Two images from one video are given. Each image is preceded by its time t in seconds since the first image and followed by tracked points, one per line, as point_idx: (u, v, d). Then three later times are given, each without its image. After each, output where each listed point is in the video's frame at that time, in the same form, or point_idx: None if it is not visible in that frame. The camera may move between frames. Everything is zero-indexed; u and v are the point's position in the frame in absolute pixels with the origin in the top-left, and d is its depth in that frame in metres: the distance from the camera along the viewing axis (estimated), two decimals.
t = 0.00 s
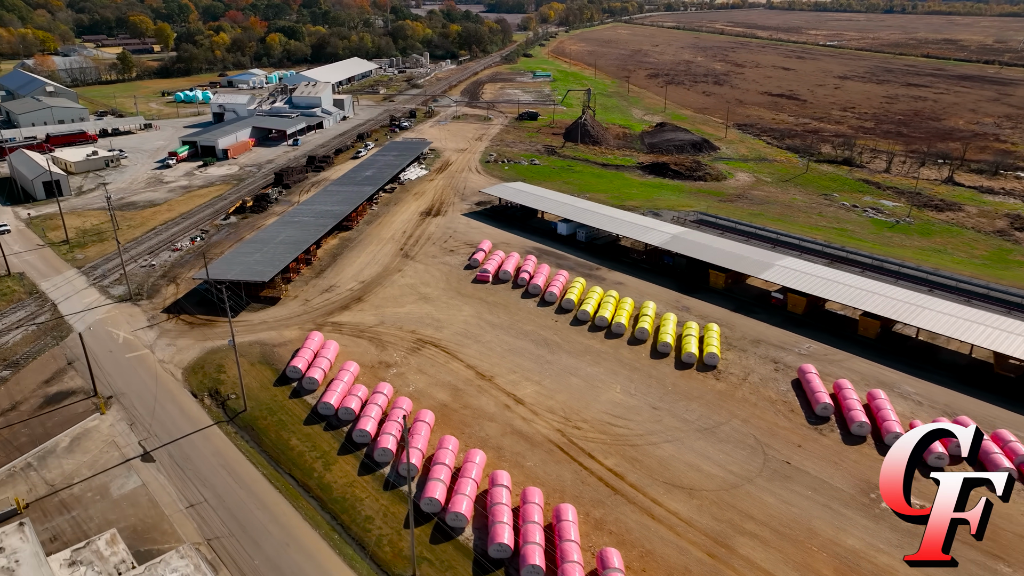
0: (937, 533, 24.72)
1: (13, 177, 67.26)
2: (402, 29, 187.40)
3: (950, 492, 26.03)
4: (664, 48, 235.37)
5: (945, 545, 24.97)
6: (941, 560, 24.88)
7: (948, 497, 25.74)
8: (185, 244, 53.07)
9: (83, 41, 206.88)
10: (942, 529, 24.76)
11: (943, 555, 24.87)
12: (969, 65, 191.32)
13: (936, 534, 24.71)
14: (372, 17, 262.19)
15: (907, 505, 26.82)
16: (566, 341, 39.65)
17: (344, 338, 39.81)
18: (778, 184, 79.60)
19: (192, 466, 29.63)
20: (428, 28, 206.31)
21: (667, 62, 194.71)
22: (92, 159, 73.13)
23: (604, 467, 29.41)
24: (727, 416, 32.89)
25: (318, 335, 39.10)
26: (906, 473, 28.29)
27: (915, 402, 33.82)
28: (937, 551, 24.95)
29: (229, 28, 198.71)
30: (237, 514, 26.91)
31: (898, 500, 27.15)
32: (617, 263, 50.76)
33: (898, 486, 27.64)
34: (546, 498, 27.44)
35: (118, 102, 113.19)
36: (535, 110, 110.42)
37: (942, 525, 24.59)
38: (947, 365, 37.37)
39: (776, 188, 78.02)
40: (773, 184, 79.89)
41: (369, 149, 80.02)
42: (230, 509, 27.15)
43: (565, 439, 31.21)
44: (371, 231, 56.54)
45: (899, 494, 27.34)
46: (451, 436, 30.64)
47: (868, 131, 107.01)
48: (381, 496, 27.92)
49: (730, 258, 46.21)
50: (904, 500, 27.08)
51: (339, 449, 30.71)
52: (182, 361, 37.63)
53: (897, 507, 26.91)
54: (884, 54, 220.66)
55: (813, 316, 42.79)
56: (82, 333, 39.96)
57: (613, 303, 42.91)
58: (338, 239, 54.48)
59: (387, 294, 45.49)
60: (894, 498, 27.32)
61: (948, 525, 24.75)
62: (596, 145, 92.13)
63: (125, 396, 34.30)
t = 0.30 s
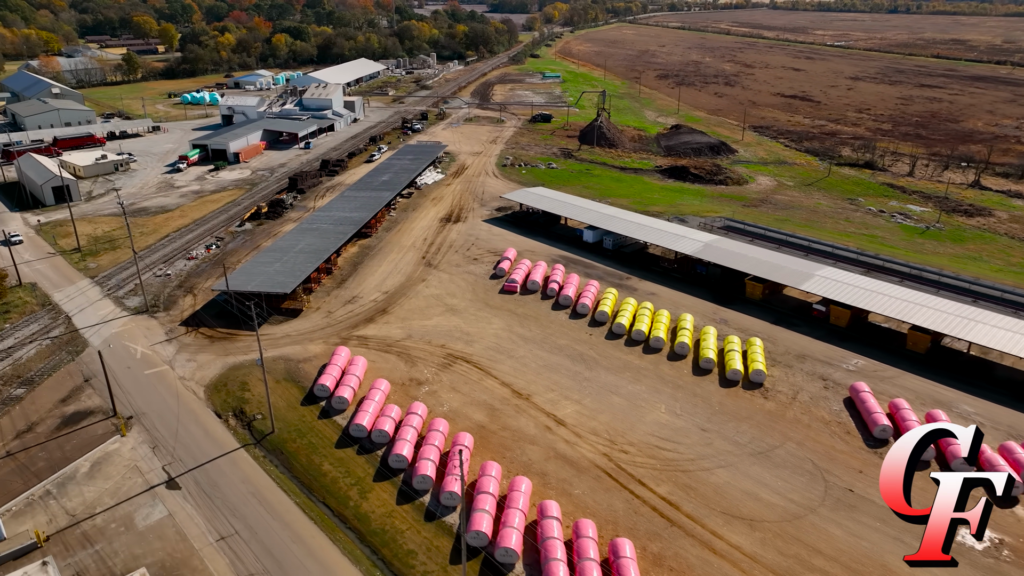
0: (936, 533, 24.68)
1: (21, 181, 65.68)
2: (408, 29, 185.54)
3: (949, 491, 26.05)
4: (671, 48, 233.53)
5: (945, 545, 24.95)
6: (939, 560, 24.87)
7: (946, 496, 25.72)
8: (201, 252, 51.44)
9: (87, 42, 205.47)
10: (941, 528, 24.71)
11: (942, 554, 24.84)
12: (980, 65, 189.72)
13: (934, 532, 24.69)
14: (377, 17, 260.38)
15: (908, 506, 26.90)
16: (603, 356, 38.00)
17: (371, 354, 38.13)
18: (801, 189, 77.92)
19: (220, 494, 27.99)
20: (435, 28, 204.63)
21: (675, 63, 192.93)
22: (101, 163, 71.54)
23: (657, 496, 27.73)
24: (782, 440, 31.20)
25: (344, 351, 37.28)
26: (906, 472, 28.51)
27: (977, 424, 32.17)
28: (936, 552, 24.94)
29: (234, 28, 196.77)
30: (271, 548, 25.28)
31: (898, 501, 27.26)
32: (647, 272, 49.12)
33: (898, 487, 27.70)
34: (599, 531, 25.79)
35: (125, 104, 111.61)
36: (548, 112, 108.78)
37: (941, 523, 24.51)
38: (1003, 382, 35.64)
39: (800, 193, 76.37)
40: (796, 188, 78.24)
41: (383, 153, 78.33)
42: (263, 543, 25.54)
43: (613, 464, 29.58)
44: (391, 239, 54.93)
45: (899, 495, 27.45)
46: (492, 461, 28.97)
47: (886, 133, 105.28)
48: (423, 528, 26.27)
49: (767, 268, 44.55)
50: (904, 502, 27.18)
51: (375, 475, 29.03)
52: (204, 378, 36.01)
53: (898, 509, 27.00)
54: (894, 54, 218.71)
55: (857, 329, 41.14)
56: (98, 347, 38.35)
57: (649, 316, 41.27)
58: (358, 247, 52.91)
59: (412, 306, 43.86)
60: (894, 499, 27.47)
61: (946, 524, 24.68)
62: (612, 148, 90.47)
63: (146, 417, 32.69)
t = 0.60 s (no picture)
0: (936, 533, 24.35)
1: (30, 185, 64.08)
2: (415, 29, 183.81)
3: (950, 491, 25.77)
4: (678, 48, 231.73)
5: (945, 545, 24.69)
6: (939, 560, 24.63)
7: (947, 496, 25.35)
8: (217, 260, 49.82)
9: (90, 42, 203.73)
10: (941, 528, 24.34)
11: (942, 554, 24.60)
12: (992, 66, 187.70)
13: (934, 533, 24.33)
14: (381, 17, 258.60)
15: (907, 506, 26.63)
16: (644, 372, 36.40)
17: (401, 370, 36.47)
18: (825, 192, 76.24)
19: (253, 524, 26.34)
20: (441, 28, 202.96)
21: (684, 63, 190.94)
22: (111, 167, 69.95)
23: (718, 526, 26.08)
24: (843, 464, 29.52)
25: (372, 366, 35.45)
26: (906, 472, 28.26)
27: None
28: (937, 551, 24.68)
29: (239, 28, 195.03)
30: None
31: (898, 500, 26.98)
32: (680, 281, 47.48)
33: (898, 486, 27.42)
34: (659, 566, 24.15)
35: (132, 105, 109.99)
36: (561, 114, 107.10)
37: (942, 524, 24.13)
38: None
39: (824, 197, 74.70)
40: (820, 192, 76.56)
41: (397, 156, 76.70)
42: None
43: (666, 491, 27.94)
44: (412, 246, 53.29)
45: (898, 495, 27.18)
46: (538, 488, 27.33)
47: (905, 135, 103.55)
48: (471, 562, 24.63)
49: (808, 278, 42.89)
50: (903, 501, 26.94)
51: (416, 503, 27.38)
52: (229, 396, 34.37)
53: (898, 508, 26.69)
54: (903, 54, 216.84)
55: (906, 342, 39.45)
56: (116, 363, 36.72)
57: (688, 328, 39.59)
58: (379, 255, 51.29)
59: (440, 318, 42.23)
60: (893, 498, 27.20)
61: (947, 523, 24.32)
62: (629, 150, 88.85)
63: (170, 438, 31.05)
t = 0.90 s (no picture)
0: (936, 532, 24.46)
1: (39, 190, 62.50)
2: (422, 29, 182.10)
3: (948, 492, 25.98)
4: (686, 48, 230.05)
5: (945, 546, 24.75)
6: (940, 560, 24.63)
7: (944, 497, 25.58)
8: (235, 268, 48.20)
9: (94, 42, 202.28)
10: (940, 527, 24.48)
11: (943, 554, 24.62)
12: (1005, 66, 185.91)
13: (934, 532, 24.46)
14: (386, 17, 257.00)
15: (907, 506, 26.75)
16: (689, 390, 34.79)
17: (435, 386, 34.83)
18: (850, 196, 74.60)
19: (289, 558, 24.71)
20: (448, 28, 201.39)
21: (693, 63, 189.17)
22: (121, 170, 68.36)
23: (785, 560, 24.46)
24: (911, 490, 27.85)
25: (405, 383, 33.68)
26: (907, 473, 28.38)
27: None
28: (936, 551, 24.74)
29: (244, 28, 193.35)
30: None
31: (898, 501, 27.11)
32: (715, 290, 45.87)
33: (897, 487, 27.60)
34: None
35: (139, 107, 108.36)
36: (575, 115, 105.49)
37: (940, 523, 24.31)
38: None
39: (850, 201, 73.07)
40: (845, 195, 74.91)
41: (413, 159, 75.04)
42: None
43: (726, 521, 26.32)
44: (435, 253, 51.68)
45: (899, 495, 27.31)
46: (592, 518, 25.68)
47: (925, 137, 101.84)
48: None
49: (852, 288, 41.24)
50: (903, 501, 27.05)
51: (462, 533, 25.79)
52: (256, 415, 32.74)
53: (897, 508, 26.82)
54: (913, 54, 215.09)
55: (958, 356, 37.78)
56: (136, 379, 35.13)
57: (731, 342, 37.94)
58: (402, 263, 49.66)
59: (470, 330, 40.61)
60: (893, 498, 27.31)
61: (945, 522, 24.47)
62: (647, 152, 87.22)
63: (196, 461, 29.44)
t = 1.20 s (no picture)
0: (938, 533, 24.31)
1: (49, 194, 60.90)
2: (429, 29, 180.42)
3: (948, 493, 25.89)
4: (693, 49, 228.25)
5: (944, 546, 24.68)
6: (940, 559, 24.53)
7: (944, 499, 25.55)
8: (254, 277, 46.56)
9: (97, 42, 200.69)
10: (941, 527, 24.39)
11: (942, 554, 24.53)
12: (1018, 67, 184.07)
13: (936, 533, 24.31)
14: (391, 17, 255.40)
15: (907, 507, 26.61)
16: (738, 408, 33.14)
17: (472, 405, 33.16)
18: (877, 200, 72.89)
19: None
20: (455, 28, 199.70)
21: (702, 64, 187.38)
22: (132, 174, 66.78)
23: None
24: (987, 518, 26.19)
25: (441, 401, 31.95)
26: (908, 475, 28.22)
27: None
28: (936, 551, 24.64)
29: (250, 28, 191.68)
30: None
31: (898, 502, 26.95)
32: (753, 300, 44.24)
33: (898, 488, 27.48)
34: None
35: (147, 108, 106.67)
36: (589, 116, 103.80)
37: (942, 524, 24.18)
38: None
39: (877, 205, 71.37)
40: (871, 199, 73.27)
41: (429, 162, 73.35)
42: None
43: (794, 553, 24.71)
44: (460, 261, 50.03)
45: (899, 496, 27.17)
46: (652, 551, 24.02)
47: (946, 139, 100.12)
48: None
49: (899, 299, 39.58)
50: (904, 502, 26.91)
51: (515, 568, 24.18)
52: (285, 436, 31.11)
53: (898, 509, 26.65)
54: (923, 55, 213.30)
55: (1015, 371, 36.09)
56: (158, 396, 33.53)
57: (778, 356, 36.30)
58: (427, 272, 48.01)
59: (503, 343, 38.96)
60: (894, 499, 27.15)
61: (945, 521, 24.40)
62: (666, 155, 85.57)
63: (226, 487, 27.81)
